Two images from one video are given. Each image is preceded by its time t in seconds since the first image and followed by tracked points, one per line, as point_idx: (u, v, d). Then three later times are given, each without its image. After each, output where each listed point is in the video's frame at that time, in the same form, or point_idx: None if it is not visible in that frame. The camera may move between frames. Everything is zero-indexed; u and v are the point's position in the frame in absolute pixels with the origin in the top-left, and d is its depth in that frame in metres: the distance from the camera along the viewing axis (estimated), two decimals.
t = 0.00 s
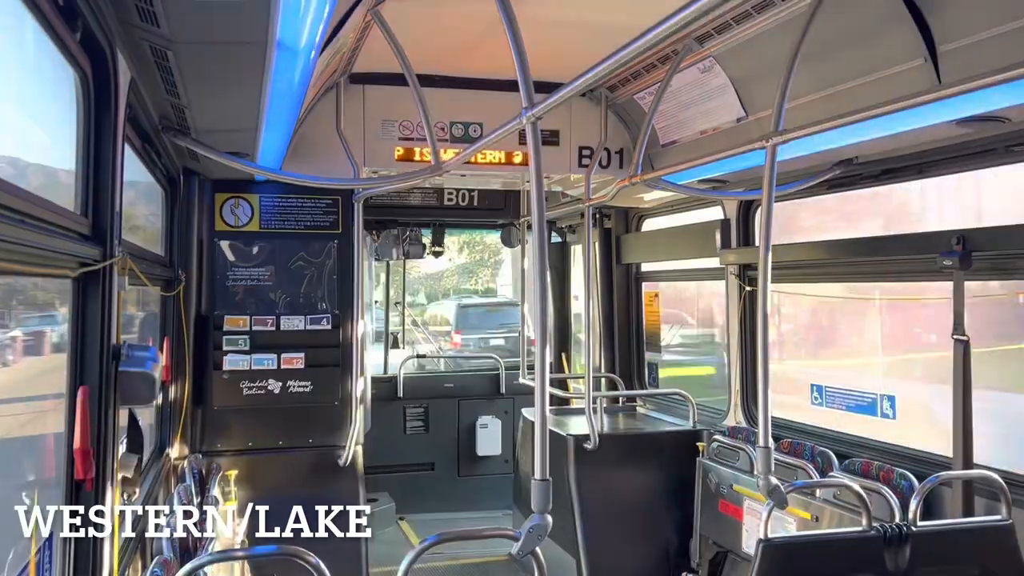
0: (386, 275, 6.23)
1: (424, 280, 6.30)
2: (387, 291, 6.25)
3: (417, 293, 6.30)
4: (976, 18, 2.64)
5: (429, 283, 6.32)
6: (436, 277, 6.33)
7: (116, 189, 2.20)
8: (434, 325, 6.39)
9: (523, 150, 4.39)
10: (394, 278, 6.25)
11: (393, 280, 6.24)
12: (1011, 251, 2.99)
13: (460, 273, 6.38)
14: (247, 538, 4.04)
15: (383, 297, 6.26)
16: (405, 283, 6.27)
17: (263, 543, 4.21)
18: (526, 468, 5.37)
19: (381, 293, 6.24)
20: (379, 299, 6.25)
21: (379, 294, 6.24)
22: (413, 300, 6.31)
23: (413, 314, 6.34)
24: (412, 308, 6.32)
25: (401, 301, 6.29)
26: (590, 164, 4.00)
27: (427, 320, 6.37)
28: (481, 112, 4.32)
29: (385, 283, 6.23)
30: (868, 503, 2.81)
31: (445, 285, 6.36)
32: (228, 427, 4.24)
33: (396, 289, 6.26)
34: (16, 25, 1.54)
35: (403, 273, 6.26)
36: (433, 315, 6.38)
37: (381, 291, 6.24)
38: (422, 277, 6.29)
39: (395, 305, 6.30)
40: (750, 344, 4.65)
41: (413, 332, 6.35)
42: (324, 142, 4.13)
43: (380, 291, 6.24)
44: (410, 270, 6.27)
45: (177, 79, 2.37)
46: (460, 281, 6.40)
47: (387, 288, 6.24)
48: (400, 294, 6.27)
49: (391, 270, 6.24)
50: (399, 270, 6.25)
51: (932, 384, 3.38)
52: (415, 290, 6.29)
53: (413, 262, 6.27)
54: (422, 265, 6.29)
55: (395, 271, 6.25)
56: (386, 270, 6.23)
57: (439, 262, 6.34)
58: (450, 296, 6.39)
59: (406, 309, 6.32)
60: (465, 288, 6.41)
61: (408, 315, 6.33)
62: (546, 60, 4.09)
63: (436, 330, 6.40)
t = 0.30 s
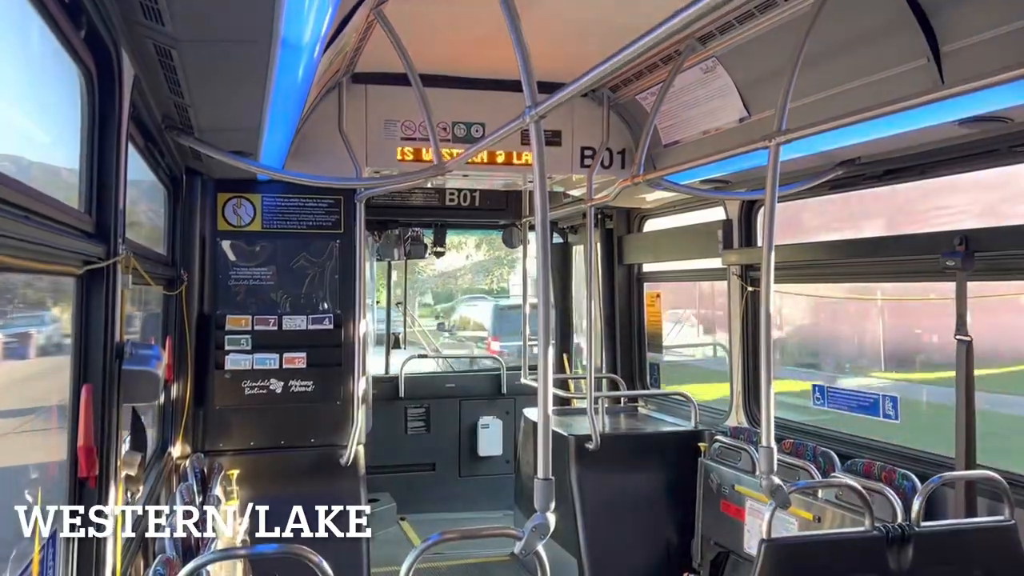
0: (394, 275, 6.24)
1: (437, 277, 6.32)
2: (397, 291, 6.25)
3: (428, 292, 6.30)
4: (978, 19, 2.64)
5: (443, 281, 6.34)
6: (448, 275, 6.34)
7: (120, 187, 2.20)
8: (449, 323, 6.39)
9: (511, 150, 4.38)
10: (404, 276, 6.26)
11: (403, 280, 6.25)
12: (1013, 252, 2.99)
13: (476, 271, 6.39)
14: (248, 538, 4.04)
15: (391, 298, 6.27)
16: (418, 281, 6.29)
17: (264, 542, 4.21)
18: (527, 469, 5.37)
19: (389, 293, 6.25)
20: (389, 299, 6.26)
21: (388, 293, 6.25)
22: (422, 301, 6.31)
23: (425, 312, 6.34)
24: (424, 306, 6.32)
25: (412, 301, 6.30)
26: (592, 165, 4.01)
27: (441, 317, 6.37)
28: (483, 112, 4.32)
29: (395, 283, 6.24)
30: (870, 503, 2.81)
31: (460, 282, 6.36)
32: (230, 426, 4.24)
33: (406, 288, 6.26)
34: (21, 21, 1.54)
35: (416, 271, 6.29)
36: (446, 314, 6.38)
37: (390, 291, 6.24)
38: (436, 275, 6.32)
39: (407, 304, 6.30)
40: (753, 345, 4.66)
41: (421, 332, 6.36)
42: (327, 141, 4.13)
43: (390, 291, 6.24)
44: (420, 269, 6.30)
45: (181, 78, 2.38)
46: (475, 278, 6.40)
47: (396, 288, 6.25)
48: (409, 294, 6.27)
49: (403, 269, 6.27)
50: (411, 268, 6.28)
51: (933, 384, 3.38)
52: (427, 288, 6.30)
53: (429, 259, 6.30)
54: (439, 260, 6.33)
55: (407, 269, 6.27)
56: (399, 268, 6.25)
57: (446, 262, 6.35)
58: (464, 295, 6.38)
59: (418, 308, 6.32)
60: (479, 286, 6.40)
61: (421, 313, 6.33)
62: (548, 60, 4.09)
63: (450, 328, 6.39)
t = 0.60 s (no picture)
0: (404, 273, 6.22)
1: (453, 275, 6.32)
2: (407, 289, 6.25)
3: (443, 291, 6.30)
4: (982, 18, 2.64)
5: (459, 279, 6.33)
6: (460, 275, 6.33)
7: (122, 183, 2.20)
8: (460, 322, 6.40)
9: (494, 148, 4.34)
10: (415, 274, 6.25)
11: (416, 280, 6.25)
12: (1016, 252, 2.98)
13: (494, 269, 6.42)
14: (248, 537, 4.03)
15: (398, 298, 6.26)
16: (433, 279, 6.29)
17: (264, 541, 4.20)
18: (527, 468, 5.37)
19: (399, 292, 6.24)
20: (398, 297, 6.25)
21: (398, 291, 6.24)
22: (429, 300, 6.30)
23: (436, 312, 6.36)
24: (435, 305, 6.33)
25: (424, 300, 6.30)
26: (595, 164, 4.00)
27: (451, 317, 6.38)
28: (485, 110, 4.32)
29: (403, 283, 6.22)
30: (871, 503, 2.81)
31: (477, 280, 6.39)
32: (232, 424, 4.24)
33: (417, 286, 6.26)
34: (25, 16, 1.54)
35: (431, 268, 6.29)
36: (458, 314, 6.38)
37: (399, 290, 6.24)
38: (453, 273, 6.31)
39: (422, 302, 6.30)
40: (755, 345, 4.66)
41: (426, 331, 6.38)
42: (329, 139, 4.13)
43: (400, 290, 6.24)
44: (434, 266, 6.30)
45: (184, 74, 2.38)
46: (493, 277, 6.44)
47: (404, 287, 6.24)
48: (423, 292, 6.28)
49: (417, 266, 6.27)
50: (426, 265, 6.28)
51: (936, 386, 3.38)
52: (439, 288, 6.29)
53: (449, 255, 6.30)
54: (460, 255, 6.33)
55: (422, 266, 6.28)
56: (414, 265, 6.25)
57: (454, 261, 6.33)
58: (474, 296, 6.38)
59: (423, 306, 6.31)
60: (495, 286, 6.43)
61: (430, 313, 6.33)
62: (551, 59, 4.09)
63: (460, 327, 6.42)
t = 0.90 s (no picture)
0: (414, 272, 6.25)
1: (467, 275, 6.37)
2: (416, 289, 6.27)
3: (454, 291, 6.34)
4: (983, 19, 2.64)
5: (478, 278, 6.40)
6: (472, 274, 6.39)
7: (123, 184, 2.21)
8: (473, 323, 6.44)
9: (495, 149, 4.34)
10: (427, 273, 6.28)
11: (429, 280, 6.29)
12: (1017, 253, 2.98)
13: (514, 269, 6.49)
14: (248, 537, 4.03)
15: (405, 298, 6.28)
16: (449, 277, 6.33)
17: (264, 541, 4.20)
18: (528, 469, 5.36)
19: (408, 293, 6.27)
20: (407, 297, 6.28)
21: (407, 291, 6.26)
22: (437, 301, 6.32)
23: (447, 312, 6.37)
24: (446, 305, 6.35)
25: (434, 300, 6.31)
26: (596, 164, 4.00)
27: (462, 318, 6.40)
28: (487, 111, 4.32)
29: (411, 284, 6.25)
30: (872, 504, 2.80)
31: (496, 280, 6.48)
32: (233, 424, 4.24)
33: (429, 285, 6.29)
34: (26, 16, 1.54)
35: (446, 266, 6.31)
36: (470, 313, 6.42)
37: (409, 290, 6.26)
38: (472, 271, 6.37)
39: (435, 301, 6.32)
40: (756, 346, 4.65)
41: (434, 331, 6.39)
42: (330, 140, 4.14)
43: (410, 290, 6.26)
44: (450, 263, 6.33)
45: (186, 75, 2.38)
46: (511, 277, 6.51)
47: (414, 288, 6.26)
48: (436, 291, 6.30)
49: (429, 263, 6.29)
50: (441, 262, 6.30)
51: (938, 387, 3.37)
52: (451, 288, 6.33)
53: (469, 252, 6.37)
54: (481, 252, 6.40)
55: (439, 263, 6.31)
56: (427, 262, 6.28)
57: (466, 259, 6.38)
58: (484, 297, 6.46)
59: (431, 306, 6.32)
60: (513, 286, 6.51)
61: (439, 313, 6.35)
62: (552, 60, 4.09)
63: (472, 327, 6.45)
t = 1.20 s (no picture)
0: (423, 272, 6.27)
1: (478, 274, 6.36)
2: (427, 289, 6.29)
3: (467, 292, 6.36)
4: (982, 18, 2.64)
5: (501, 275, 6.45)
6: (484, 273, 6.38)
7: (124, 185, 2.21)
8: (487, 324, 6.43)
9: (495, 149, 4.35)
10: (435, 272, 6.28)
11: (443, 282, 6.30)
12: (1017, 252, 2.98)
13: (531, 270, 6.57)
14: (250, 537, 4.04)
15: (416, 299, 6.30)
16: (471, 273, 6.36)
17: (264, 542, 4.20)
18: (529, 468, 5.37)
19: (416, 293, 6.28)
20: (413, 298, 6.28)
21: (417, 291, 6.28)
22: (445, 300, 6.32)
23: (460, 312, 6.38)
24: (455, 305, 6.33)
25: (445, 300, 6.32)
26: (596, 163, 4.00)
27: (476, 319, 6.40)
28: (487, 111, 4.32)
29: (418, 284, 6.27)
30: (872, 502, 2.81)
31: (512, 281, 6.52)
32: (234, 424, 4.25)
33: (437, 284, 6.29)
34: (25, 18, 1.55)
35: (458, 265, 6.33)
36: (484, 313, 6.40)
37: (420, 290, 6.28)
38: (496, 266, 6.43)
39: (449, 302, 6.32)
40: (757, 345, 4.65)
41: (449, 332, 6.39)
42: (331, 140, 4.14)
43: (418, 290, 6.28)
44: (464, 263, 6.35)
45: (187, 76, 2.39)
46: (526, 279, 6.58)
47: (424, 288, 6.28)
48: (451, 291, 6.31)
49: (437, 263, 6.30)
50: (455, 261, 6.32)
51: (938, 385, 3.38)
52: (463, 288, 6.34)
53: (494, 247, 6.44)
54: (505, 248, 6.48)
55: (454, 262, 6.32)
56: (443, 259, 6.29)
57: (479, 258, 6.38)
58: (496, 297, 6.46)
59: (442, 306, 6.33)
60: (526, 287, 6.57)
61: (445, 313, 6.35)
62: (552, 59, 4.09)
63: (487, 329, 6.44)
